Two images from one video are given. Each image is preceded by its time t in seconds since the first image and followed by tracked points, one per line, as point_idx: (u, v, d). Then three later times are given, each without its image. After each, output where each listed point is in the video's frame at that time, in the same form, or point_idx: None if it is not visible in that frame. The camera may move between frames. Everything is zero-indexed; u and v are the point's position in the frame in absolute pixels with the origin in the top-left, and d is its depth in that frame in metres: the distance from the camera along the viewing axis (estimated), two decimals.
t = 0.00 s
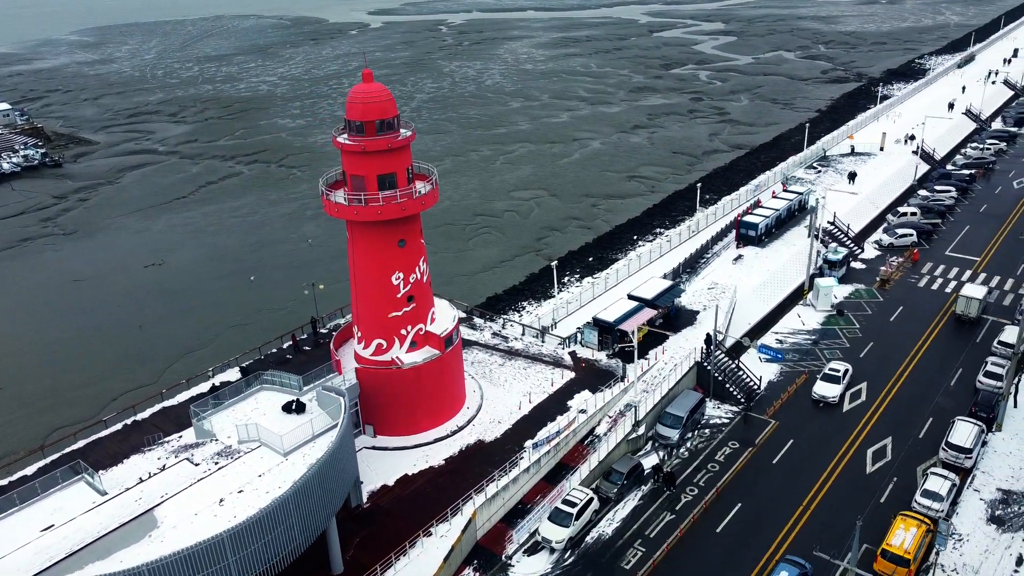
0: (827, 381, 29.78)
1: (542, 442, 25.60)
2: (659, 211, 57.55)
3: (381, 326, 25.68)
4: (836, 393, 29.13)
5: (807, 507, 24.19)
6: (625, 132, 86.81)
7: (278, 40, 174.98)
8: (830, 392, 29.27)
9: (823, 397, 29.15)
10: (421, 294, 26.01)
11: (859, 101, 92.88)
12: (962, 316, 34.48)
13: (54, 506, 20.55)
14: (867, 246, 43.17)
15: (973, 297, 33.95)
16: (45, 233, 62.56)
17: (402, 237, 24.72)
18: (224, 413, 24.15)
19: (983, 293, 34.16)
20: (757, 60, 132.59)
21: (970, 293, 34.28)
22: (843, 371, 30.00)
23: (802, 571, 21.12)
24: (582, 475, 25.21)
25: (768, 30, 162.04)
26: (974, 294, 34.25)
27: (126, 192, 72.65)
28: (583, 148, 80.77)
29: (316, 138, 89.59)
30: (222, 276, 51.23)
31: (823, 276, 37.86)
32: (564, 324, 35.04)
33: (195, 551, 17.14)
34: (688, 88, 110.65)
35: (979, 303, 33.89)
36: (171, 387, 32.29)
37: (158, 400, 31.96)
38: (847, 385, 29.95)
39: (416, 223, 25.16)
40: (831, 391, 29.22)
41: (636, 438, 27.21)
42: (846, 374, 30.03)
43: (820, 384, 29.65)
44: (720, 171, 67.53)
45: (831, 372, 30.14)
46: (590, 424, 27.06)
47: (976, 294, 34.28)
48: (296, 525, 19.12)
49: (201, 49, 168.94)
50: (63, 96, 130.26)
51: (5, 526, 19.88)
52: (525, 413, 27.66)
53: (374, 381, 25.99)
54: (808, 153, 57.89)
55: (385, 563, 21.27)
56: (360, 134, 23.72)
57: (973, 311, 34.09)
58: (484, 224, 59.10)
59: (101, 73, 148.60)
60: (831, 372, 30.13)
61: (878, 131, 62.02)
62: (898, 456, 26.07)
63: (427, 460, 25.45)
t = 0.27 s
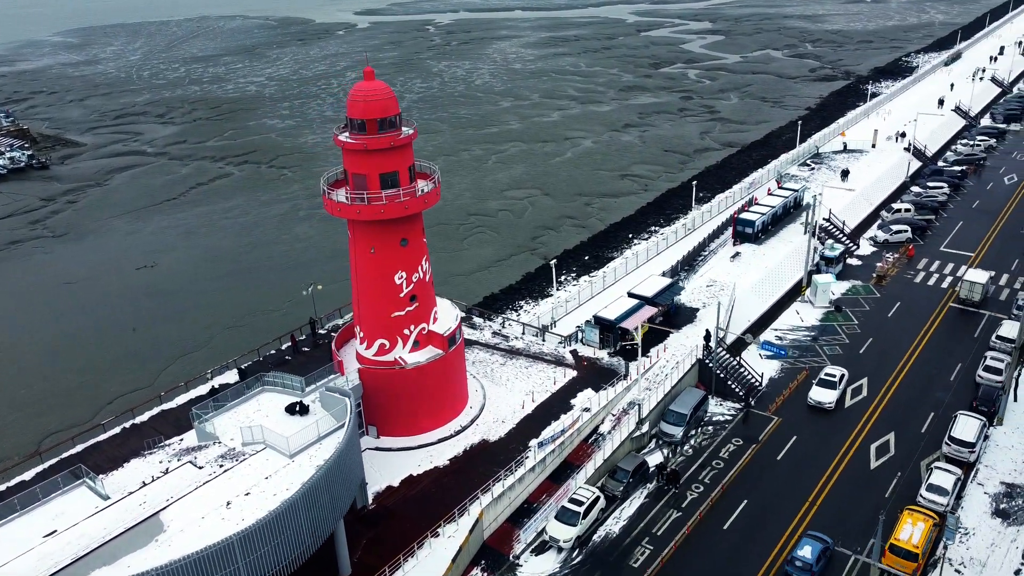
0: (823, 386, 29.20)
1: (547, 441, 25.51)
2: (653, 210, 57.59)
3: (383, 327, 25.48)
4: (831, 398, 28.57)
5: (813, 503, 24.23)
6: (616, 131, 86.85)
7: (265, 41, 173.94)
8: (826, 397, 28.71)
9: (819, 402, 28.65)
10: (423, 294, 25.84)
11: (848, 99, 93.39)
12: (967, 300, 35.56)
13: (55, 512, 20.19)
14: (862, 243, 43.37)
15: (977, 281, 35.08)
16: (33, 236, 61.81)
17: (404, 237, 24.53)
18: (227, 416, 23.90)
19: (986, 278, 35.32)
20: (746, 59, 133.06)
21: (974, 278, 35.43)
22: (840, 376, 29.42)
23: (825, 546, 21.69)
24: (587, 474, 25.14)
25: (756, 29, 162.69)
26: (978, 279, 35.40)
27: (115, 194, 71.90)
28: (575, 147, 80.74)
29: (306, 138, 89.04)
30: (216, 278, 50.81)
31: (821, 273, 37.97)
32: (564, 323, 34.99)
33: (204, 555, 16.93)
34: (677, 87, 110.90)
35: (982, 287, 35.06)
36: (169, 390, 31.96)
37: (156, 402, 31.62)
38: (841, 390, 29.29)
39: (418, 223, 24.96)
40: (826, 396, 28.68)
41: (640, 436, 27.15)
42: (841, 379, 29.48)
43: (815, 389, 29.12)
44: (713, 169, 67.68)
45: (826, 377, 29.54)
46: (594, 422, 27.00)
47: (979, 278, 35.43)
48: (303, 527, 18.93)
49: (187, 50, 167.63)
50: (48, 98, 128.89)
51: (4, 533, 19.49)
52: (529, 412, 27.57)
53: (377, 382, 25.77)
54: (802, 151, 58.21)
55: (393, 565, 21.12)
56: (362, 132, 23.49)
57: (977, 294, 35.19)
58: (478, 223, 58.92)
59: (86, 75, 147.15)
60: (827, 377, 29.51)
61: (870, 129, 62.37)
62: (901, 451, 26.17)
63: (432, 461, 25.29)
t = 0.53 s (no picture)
0: (823, 392, 28.76)
1: (553, 441, 25.44)
2: (651, 209, 57.58)
3: (388, 327, 25.35)
4: (831, 404, 28.10)
5: (820, 501, 24.20)
6: (611, 130, 86.83)
7: (258, 41, 173.22)
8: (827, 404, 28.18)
9: (818, 408, 28.15)
10: (428, 293, 25.71)
11: (843, 97, 93.58)
12: (972, 288, 36.47)
13: (60, 516, 19.94)
14: (862, 240, 43.45)
15: (982, 270, 36.04)
16: (27, 237, 61.32)
17: (409, 236, 24.39)
18: (231, 417, 23.71)
19: (991, 266, 36.24)
20: (739, 58, 133.28)
21: (979, 267, 36.37)
22: (840, 384, 28.94)
23: (844, 527, 22.28)
24: (594, 474, 25.08)
25: (749, 28, 163.01)
26: (982, 267, 36.38)
27: (109, 195, 71.43)
28: (571, 147, 80.68)
29: (301, 138, 88.62)
30: (213, 279, 50.54)
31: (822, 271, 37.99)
32: (566, 322, 34.92)
33: (215, 559, 16.78)
34: (672, 86, 111.00)
35: (987, 276, 35.98)
36: (170, 392, 31.74)
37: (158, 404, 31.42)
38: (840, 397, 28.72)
39: (423, 222, 24.83)
40: (826, 402, 28.21)
41: (646, 434, 27.10)
42: (841, 385, 29.06)
43: (815, 395, 28.64)
44: (710, 168, 67.75)
45: (826, 383, 29.13)
46: (600, 421, 26.94)
47: (983, 267, 36.38)
48: (312, 529, 18.80)
49: (179, 51, 166.80)
50: (39, 99, 127.98)
51: (5, 539, 19.17)
52: (534, 412, 27.50)
53: (382, 383, 25.63)
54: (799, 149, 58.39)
55: (402, 567, 21.02)
56: (366, 131, 23.35)
57: (982, 282, 36.13)
58: (476, 223, 58.77)
59: (77, 76, 146.17)
60: (827, 385, 29.04)
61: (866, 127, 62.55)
62: (907, 448, 26.19)
63: (437, 461, 25.18)
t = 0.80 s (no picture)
0: (822, 399, 28.12)
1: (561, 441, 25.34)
2: (650, 208, 57.57)
3: (395, 327, 25.20)
4: (831, 413, 27.50)
5: (829, 499, 24.18)
6: (607, 130, 86.78)
7: (250, 42, 172.44)
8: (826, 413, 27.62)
9: (819, 417, 27.53)
10: (434, 293, 25.57)
11: (838, 96, 93.86)
12: (978, 275, 37.37)
13: (66, 520, 19.67)
14: (862, 238, 43.51)
15: (988, 257, 36.99)
16: (21, 240, 60.79)
17: (415, 236, 24.23)
18: (236, 419, 23.46)
19: (996, 255, 37.24)
20: (733, 57, 133.52)
21: (985, 255, 37.30)
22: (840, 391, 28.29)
23: (863, 507, 23.06)
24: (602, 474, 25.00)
25: (741, 27, 163.34)
26: (988, 255, 37.33)
27: (103, 197, 70.90)
28: (567, 146, 80.59)
29: (296, 139, 88.16)
30: (211, 280, 50.25)
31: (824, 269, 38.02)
32: (569, 322, 34.84)
33: (228, 562, 16.64)
34: (667, 85, 111.08)
35: (992, 264, 36.95)
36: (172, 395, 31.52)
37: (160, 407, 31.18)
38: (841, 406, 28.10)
39: (429, 221, 24.67)
40: (826, 411, 27.60)
41: (653, 433, 27.03)
42: (842, 392, 28.40)
43: (815, 403, 28.00)
44: (707, 167, 67.81)
45: (826, 390, 28.46)
46: (606, 421, 26.86)
47: (989, 255, 37.31)
48: (323, 532, 18.64)
49: (171, 52, 165.89)
50: (30, 101, 127.03)
51: (8, 545, 18.85)
52: (541, 411, 27.42)
53: (389, 383, 25.50)
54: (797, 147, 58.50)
55: (412, 568, 20.90)
56: (372, 130, 23.17)
57: (988, 270, 37.03)
58: (475, 223, 58.61)
59: (68, 77, 145.15)
60: (827, 391, 28.39)
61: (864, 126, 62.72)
62: (913, 445, 26.22)
63: (445, 463, 25.06)
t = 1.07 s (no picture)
0: (823, 409, 27.57)
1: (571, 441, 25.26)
2: (649, 207, 57.56)
3: (402, 327, 25.05)
4: (832, 422, 26.95)
5: (839, 498, 24.11)
6: (604, 129, 86.71)
7: (242, 43, 171.66)
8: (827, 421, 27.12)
9: (819, 426, 27.00)
10: (442, 293, 25.41)
11: (832, 95, 94.05)
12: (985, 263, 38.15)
13: (75, 526, 19.38)
14: (862, 237, 43.57)
15: (994, 246, 37.79)
16: (15, 242, 60.22)
17: (423, 235, 24.06)
18: (243, 421, 23.19)
19: (1002, 242, 38.06)
20: (726, 57, 133.74)
21: (991, 243, 38.07)
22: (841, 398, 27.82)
23: (885, 486, 23.65)
24: (611, 474, 24.91)
25: (734, 27, 163.68)
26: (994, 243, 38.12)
27: (97, 199, 70.35)
28: (564, 146, 80.50)
29: (290, 140, 87.75)
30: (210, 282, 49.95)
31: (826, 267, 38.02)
32: (573, 322, 34.75)
33: (243, 566, 16.46)
34: (661, 85, 111.14)
35: (999, 251, 37.74)
36: (176, 398, 31.28)
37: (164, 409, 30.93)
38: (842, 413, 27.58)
39: (436, 221, 24.51)
40: (827, 421, 27.05)
41: (661, 433, 26.94)
42: (843, 401, 27.81)
43: (816, 413, 27.45)
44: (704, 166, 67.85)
45: (827, 399, 27.92)
46: (615, 421, 26.76)
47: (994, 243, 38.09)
48: (336, 535, 18.48)
49: (162, 53, 164.91)
50: (21, 102, 126.03)
51: (16, 553, 18.55)
52: (549, 412, 27.33)
53: (397, 385, 25.31)
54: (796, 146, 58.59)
55: (424, 571, 20.75)
56: (380, 129, 22.99)
57: (994, 258, 37.85)
58: (473, 223, 58.44)
59: (59, 78, 144.14)
60: (828, 399, 27.91)
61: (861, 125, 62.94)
62: (921, 442, 26.22)
63: (453, 464, 24.91)
